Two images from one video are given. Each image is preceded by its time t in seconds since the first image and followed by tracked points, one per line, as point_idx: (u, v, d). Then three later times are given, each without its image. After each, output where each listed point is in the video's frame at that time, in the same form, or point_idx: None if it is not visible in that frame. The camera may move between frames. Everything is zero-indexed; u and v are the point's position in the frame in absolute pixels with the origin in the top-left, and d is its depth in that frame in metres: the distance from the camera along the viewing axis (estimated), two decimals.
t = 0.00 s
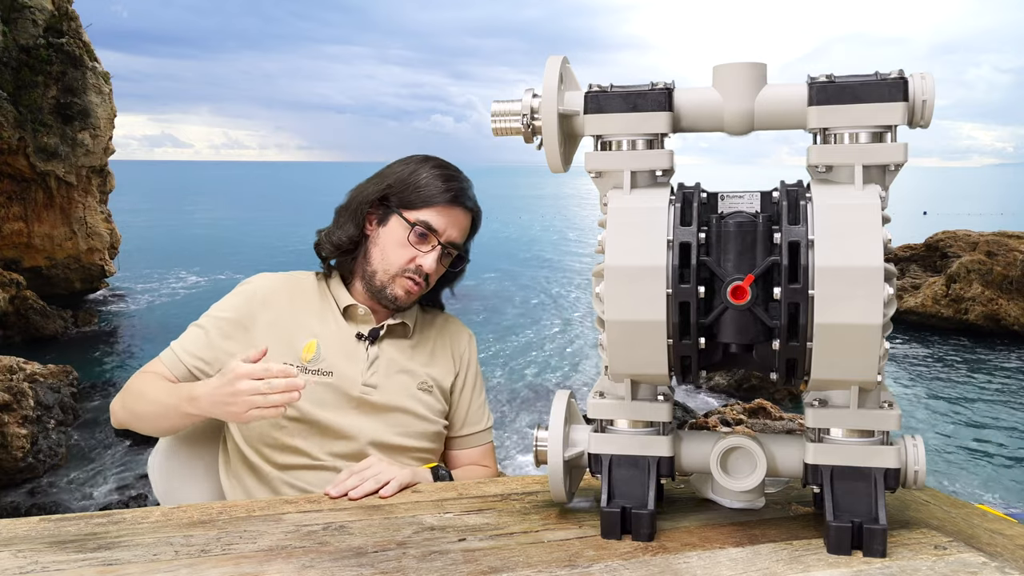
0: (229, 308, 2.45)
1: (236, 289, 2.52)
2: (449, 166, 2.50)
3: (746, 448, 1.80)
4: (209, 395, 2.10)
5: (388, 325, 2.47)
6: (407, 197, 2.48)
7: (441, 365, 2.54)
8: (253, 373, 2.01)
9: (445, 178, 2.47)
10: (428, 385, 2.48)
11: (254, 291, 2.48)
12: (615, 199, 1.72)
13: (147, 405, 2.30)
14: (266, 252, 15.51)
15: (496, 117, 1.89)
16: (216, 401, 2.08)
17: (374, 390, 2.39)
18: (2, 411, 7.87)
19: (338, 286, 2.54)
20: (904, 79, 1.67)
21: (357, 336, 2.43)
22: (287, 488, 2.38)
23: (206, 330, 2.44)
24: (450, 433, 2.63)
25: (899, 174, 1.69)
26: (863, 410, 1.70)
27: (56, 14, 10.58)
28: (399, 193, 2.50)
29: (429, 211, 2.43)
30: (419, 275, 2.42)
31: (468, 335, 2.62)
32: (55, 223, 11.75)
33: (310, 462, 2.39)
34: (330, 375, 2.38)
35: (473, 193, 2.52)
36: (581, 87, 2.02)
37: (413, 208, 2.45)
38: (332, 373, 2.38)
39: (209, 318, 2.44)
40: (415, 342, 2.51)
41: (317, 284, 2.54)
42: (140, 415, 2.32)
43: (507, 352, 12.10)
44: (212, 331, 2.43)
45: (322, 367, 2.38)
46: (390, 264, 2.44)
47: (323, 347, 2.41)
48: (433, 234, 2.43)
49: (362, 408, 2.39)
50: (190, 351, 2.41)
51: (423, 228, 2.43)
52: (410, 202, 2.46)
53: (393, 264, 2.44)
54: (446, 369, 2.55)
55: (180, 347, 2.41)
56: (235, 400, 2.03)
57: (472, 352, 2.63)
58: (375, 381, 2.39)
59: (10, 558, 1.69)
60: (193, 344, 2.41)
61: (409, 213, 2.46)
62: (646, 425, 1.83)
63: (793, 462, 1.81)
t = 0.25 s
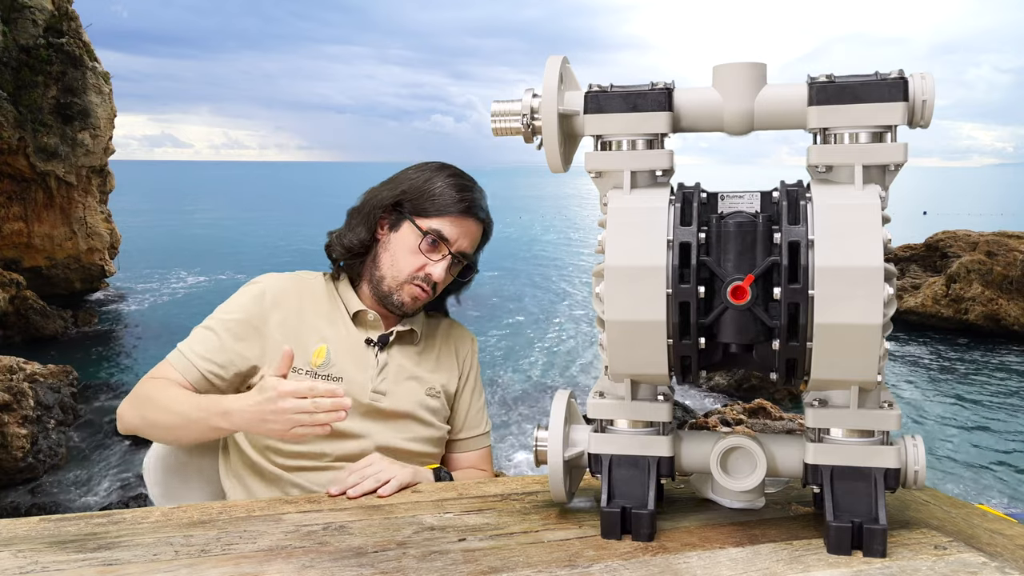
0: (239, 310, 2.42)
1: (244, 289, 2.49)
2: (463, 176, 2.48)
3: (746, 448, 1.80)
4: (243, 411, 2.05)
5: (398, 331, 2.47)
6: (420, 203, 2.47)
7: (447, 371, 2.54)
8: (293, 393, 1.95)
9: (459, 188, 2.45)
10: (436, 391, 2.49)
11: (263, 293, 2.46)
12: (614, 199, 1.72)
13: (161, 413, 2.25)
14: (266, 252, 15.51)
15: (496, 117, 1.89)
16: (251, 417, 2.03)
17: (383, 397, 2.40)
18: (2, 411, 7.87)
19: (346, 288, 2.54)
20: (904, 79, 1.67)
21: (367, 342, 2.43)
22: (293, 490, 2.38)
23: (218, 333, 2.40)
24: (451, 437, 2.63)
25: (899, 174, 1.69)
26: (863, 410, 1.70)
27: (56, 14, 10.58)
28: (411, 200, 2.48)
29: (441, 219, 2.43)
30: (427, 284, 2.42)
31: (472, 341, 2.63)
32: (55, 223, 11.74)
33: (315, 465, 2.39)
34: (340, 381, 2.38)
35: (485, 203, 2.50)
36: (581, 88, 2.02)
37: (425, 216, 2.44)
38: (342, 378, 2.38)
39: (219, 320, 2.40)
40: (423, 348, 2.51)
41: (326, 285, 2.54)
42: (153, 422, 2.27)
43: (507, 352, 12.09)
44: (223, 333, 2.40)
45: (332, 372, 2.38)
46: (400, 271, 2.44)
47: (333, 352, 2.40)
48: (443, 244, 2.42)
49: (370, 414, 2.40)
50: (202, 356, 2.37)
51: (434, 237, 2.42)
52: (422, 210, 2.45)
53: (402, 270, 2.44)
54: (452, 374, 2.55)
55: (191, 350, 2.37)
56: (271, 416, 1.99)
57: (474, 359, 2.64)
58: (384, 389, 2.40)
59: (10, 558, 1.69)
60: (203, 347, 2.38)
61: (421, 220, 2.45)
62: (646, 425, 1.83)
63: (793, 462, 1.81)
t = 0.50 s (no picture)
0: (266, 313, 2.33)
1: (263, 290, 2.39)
2: (481, 181, 2.44)
3: (746, 448, 1.80)
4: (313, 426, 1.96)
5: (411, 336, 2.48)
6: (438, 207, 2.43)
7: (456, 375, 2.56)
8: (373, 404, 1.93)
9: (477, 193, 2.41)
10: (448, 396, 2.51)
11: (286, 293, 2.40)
12: (614, 199, 1.72)
13: (210, 426, 2.09)
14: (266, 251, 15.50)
15: (496, 117, 1.89)
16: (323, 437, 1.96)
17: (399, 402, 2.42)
18: (2, 411, 7.87)
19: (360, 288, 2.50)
20: (904, 79, 1.67)
21: (381, 346, 2.43)
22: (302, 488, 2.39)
23: (247, 338, 2.28)
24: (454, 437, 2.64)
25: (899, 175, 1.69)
26: (863, 410, 1.70)
27: (56, 14, 10.57)
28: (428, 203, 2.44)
29: (458, 223, 2.38)
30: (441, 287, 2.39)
31: (479, 345, 2.64)
32: (55, 223, 11.74)
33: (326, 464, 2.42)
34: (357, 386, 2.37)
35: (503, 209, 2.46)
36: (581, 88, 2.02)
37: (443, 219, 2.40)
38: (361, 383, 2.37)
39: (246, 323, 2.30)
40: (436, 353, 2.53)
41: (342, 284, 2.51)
42: (200, 435, 2.10)
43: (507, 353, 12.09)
44: (253, 337, 2.29)
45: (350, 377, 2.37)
46: (415, 273, 2.41)
47: (352, 355, 2.39)
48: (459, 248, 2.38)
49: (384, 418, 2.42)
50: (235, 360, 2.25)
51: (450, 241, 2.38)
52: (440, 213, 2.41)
53: (419, 274, 2.40)
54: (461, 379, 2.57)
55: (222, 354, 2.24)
56: (349, 431, 1.93)
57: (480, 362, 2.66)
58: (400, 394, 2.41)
59: (10, 558, 1.69)
60: (236, 351, 2.25)
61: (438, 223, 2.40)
62: (646, 425, 1.83)
63: (793, 462, 1.81)
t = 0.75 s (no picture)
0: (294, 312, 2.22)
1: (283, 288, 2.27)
2: (492, 184, 2.41)
3: (747, 448, 1.80)
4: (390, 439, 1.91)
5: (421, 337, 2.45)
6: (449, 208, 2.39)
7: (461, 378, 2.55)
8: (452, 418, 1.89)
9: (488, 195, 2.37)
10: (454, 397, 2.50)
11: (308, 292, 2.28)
12: (614, 199, 1.72)
13: (273, 441, 1.96)
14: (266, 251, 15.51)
15: (496, 117, 1.89)
16: (400, 453, 1.90)
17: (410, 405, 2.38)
18: (2, 411, 7.88)
19: (371, 288, 2.44)
20: (904, 79, 1.67)
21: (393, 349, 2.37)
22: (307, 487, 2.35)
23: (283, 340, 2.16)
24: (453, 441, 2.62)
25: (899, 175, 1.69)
26: (863, 410, 1.70)
27: (56, 14, 10.57)
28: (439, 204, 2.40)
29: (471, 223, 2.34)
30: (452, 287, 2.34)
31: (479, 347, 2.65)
32: (55, 223, 11.75)
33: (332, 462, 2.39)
34: (373, 389, 2.31)
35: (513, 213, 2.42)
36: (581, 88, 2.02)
37: (455, 218, 2.35)
38: (379, 387, 2.32)
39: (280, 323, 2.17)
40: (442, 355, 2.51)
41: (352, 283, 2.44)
42: (261, 449, 1.97)
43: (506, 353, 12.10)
44: (290, 339, 2.17)
45: (369, 379, 2.31)
46: (425, 273, 2.36)
47: (370, 357, 2.33)
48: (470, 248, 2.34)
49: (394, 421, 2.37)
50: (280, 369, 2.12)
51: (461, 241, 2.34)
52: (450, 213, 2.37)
53: (430, 274, 2.35)
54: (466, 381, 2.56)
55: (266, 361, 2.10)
56: (427, 444, 1.90)
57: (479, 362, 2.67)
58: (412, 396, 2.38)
59: (10, 558, 1.69)
60: (276, 356, 2.13)
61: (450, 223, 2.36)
62: (646, 425, 1.83)
63: (793, 462, 1.81)
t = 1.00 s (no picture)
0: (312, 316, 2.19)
1: (296, 292, 2.24)
2: (494, 182, 2.40)
3: (747, 449, 1.80)
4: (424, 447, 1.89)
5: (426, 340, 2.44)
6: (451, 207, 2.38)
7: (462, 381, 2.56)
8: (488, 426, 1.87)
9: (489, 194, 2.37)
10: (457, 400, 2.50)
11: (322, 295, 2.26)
12: (614, 199, 1.72)
13: (307, 447, 1.94)
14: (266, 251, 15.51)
15: (496, 117, 1.89)
16: (434, 461, 1.89)
17: (417, 409, 2.37)
18: (2, 411, 7.89)
19: (378, 289, 2.43)
20: (904, 79, 1.67)
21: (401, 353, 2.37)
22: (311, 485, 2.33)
23: (304, 343, 2.14)
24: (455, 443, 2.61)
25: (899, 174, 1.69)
26: (863, 410, 1.70)
27: (56, 14, 10.57)
28: (443, 203, 2.40)
29: (477, 220, 2.33)
30: (459, 285, 2.33)
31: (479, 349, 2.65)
32: (55, 223, 11.75)
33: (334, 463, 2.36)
34: (382, 393, 2.29)
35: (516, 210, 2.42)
36: (581, 88, 2.02)
37: (460, 215, 2.35)
38: (387, 390, 2.30)
39: (298, 327, 2.15)
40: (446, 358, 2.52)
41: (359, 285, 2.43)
42: (293, 456, 1.95)
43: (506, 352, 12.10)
44: (309, 343, 2.15)
45: (378, 382, 2.29)
46: (431, 272, 2.35)
47: (380, 361, 2.31)
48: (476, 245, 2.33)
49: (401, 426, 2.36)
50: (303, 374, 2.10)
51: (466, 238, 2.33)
52: (454, 213, 2.36)
53: (436, 271, 2.34)
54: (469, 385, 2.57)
55: (288, 365, 2.08)
56: (462, 453, 1.88)
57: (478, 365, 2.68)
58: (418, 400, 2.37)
59: (10, 558, 1.69)
60: (299, 361, 2.11)
61: (455, 220, 2.36)
62: (646, 425, 1.83)
63: (793, 462, 1.81)
